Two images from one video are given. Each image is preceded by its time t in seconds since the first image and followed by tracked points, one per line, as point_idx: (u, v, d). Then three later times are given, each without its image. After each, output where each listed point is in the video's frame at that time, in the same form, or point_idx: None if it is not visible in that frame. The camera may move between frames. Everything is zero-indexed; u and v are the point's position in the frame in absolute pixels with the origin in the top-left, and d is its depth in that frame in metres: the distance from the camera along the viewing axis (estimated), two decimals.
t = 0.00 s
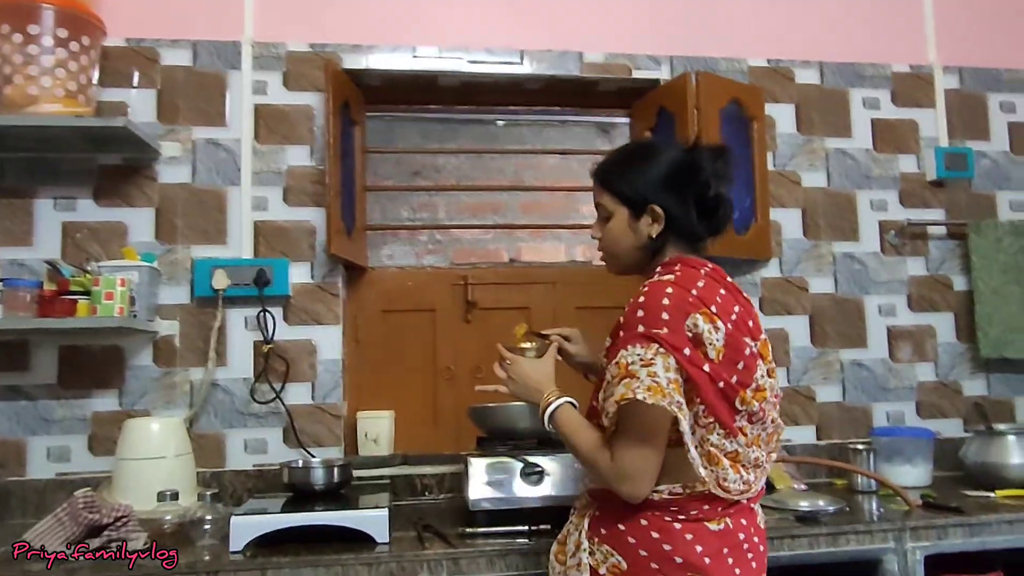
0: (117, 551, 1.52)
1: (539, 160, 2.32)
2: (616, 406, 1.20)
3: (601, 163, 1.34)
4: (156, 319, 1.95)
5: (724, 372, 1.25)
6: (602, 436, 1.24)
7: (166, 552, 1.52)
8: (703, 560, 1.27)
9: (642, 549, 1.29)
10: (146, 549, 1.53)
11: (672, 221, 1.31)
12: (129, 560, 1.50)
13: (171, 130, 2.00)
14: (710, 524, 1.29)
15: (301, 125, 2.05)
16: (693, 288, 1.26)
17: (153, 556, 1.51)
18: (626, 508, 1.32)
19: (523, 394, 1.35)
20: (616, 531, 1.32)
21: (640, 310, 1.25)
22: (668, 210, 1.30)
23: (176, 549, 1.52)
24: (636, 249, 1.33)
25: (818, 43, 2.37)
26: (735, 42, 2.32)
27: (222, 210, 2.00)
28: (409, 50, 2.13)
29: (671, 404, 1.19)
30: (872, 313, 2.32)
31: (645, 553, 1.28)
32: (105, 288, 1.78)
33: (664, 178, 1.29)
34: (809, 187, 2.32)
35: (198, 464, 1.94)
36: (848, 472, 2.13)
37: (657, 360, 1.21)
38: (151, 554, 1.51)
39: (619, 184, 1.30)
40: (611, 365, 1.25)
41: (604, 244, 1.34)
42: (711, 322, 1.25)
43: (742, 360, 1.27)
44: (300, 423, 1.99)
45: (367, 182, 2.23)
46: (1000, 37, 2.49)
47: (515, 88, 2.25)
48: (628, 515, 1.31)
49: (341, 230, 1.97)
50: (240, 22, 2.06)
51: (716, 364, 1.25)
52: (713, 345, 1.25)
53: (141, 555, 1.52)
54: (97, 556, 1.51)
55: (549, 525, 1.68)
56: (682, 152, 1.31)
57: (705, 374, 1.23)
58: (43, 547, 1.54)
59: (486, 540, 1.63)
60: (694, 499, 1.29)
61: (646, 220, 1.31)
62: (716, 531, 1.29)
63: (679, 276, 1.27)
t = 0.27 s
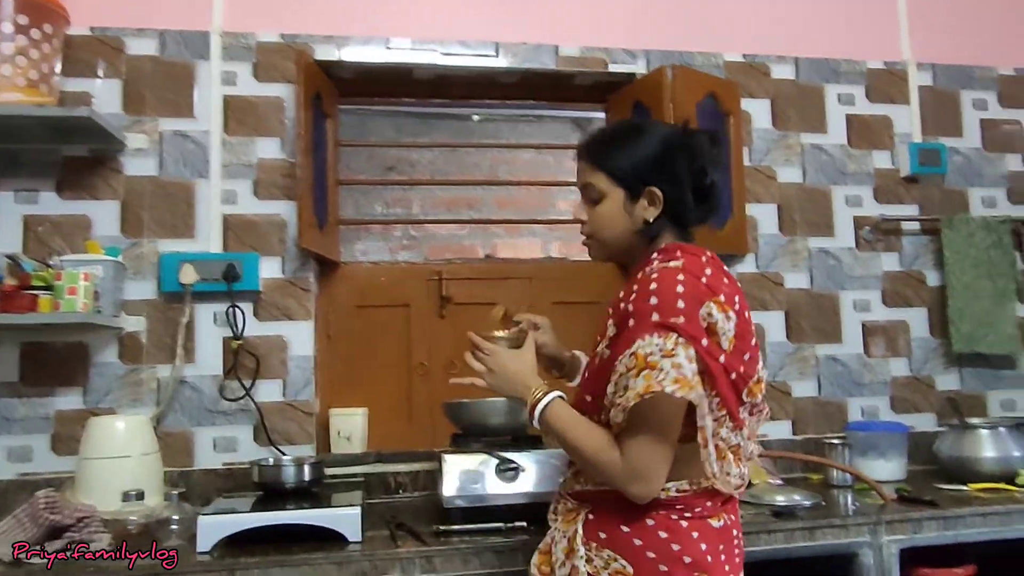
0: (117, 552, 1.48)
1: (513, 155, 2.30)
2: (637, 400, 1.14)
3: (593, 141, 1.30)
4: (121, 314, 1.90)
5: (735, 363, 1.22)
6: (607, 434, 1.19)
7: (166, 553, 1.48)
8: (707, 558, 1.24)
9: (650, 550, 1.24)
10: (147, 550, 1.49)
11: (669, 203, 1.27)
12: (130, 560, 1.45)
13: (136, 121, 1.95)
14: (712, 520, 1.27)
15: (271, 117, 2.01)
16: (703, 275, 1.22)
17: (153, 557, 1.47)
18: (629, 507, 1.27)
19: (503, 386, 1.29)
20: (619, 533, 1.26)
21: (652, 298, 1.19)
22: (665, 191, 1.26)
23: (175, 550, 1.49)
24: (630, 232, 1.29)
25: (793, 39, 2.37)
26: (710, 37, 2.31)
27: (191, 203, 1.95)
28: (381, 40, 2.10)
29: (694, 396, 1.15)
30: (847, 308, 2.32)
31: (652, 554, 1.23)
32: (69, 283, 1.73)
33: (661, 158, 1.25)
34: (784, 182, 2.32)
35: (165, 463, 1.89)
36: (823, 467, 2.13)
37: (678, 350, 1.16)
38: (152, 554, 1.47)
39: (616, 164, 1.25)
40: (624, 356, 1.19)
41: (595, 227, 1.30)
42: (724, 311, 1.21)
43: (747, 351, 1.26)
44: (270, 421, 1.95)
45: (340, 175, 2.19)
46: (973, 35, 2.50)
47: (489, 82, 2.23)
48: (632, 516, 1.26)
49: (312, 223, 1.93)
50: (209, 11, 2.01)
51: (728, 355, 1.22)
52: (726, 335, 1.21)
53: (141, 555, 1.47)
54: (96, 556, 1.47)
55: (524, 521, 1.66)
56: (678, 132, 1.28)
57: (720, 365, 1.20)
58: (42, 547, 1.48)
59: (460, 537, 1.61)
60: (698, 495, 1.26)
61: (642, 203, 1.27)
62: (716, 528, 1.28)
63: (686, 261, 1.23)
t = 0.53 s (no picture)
0: (117, 551, 1.47)
1: (481, 152, 2.27)
2: (675, 388, 1.03)
3: (586, 116, 1.19)
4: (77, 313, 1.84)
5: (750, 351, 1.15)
6: (627, 430, 1.08)
7: (166, 551, 1.45)
8: (717, 561, 1.15)
9: (665, 556, 1.12)
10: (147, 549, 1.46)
11: (670, 185, 1.17)
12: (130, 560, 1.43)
13: (93, 114, 1.90)
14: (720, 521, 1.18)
15: (234, 111, 1.96)
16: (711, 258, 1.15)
17: (152, 557, 1.44)
18: (640, 507, 1.14)
19: (489, 384, 1.13)
20: (630, 537, 1.13)
21: (673, 281, 1.09)
22: (667, 173, 1.17)
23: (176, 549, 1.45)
24: (626, 216, 1.18)
25: (763, 37, 2.37)
26: (681, 35, 2.30)
27: (150, 199, 1.90)
28: (347, 33, 2.06)
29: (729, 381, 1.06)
30: (817, 306, 2.32)
31: (666, 560, 1.12)
32: (19, 280, 1.66)
33: (661, 137, 1.17)
34: (754, 180, 2.31)
35: (123, 467, 1.84)
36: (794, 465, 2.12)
37: (711, 334, 1.06)
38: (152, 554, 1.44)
39: (616, 141, 1.16)
40: (649, 342, 1.06)
41: (589, 209, 1.18)
42: (736, 296, 1.15)
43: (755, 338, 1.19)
44: (233, 422, 1.90)
45: (305, 171, 2.15)
46: (940, 36, 2.52)
47: (458, 77, 2.20)
48: (643, 518, 1.14)
49: (276, 221, 1.89)
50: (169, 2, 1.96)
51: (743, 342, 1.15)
52: (741, 321, 1.14)
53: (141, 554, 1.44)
54: (96, 556, 1.45)
55: (492, 523, 1.63)
56: (674, 112, 1.20)
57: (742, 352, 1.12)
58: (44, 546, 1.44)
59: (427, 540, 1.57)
60: (709, 494, 1.16)
61: (642, 184, 1.17)
62: (723, 529, 1.18)
63: (693, 244, 1.15)
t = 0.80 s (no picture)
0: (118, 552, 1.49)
1: (463, 157, 2.25)
2: (726, 405, 0.93)
3: (633, 107, 1.09)
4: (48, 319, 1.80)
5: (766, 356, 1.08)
6: (661, 451, 0.98)
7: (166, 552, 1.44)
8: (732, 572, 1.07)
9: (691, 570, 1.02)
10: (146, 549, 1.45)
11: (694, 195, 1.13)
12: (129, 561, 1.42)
13: (66, 116, 1.86)
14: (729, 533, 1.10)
15: (211, 113, 1.93)
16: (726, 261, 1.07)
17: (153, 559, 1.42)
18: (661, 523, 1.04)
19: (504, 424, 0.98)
20: (652, 551, 1.03)
21: (708, 289, 0.99)
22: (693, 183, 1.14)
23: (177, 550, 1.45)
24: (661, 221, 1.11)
25: (745, 43, 2.37)
26: (664, 40, 2.30)
27: (125, 203, 1.86)
28: (329, 34, 2.03)
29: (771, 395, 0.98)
30: (798, 312, 2.32)
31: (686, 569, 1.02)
32: None
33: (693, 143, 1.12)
34: (737, 186, 2.31)
35: (96, 476, 1.80)
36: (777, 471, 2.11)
37: (753, 345, 0.97)
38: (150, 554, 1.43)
39: (666, 140, 1.09)
40: (692, 355, 0.96)
41: (636, 208, 1.08)
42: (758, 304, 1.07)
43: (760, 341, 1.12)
44: (209, 430, 1.86)
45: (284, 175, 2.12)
46: (920, 43, 2.53)
47: (439, 81, 2.18)
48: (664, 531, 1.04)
49: (254, 224, 1.85)
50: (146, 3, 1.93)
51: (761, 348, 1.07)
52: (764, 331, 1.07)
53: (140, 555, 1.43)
54: (98, 556, 1.49)
55: (473, 532, 1.61)
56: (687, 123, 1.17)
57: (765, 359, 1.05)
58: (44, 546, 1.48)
59: (408, 550, 1.54)
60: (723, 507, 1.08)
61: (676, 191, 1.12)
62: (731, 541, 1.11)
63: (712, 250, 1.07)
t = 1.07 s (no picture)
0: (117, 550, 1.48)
1: (446, 159, 2.24)
2: (748, 425, 0.96)
3: (634, 114, 1.09)
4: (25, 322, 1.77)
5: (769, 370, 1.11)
6: (675, 466, 1.00)
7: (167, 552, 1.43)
8: None
9: None
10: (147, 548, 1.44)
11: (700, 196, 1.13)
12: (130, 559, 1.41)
13: (43, 115, 1.83)
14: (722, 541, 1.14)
15: (192, 114, 1.91)
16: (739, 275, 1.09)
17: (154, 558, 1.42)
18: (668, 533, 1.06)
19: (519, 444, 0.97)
20: (660, 558, 1.05)
21: (731, 304, 1.01)
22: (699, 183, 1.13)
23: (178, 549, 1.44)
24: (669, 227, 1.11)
25: (728, 48, 2.38)
26: (647, 44, 2.30)
27: (104, 204, 1.84)
28: (310, 36, 2.02)
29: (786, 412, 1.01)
30: (780, 315, 2.33)
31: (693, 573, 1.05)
32: None
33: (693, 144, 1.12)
34: (719, 190, 2.32)
35: (73, 481, 1.77)
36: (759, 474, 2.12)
37: (773, 363, 0.99)
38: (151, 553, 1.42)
39: (671, 144, 1.09)
40: (714, 372, 0.98)
41: (643, 216, 1.08)
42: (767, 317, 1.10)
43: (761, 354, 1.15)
44: (190, 434, 1.84)
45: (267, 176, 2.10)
46: (900, 49, 2.56)
47: (423, 82, 2.17)
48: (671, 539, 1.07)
49: (235, 226, 1.84)
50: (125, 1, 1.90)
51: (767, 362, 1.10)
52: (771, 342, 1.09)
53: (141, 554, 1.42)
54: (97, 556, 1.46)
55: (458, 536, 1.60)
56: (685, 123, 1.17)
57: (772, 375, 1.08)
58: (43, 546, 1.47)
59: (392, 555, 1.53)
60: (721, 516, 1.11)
61: (682, 194, 1.12)
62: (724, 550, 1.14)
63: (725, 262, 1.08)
